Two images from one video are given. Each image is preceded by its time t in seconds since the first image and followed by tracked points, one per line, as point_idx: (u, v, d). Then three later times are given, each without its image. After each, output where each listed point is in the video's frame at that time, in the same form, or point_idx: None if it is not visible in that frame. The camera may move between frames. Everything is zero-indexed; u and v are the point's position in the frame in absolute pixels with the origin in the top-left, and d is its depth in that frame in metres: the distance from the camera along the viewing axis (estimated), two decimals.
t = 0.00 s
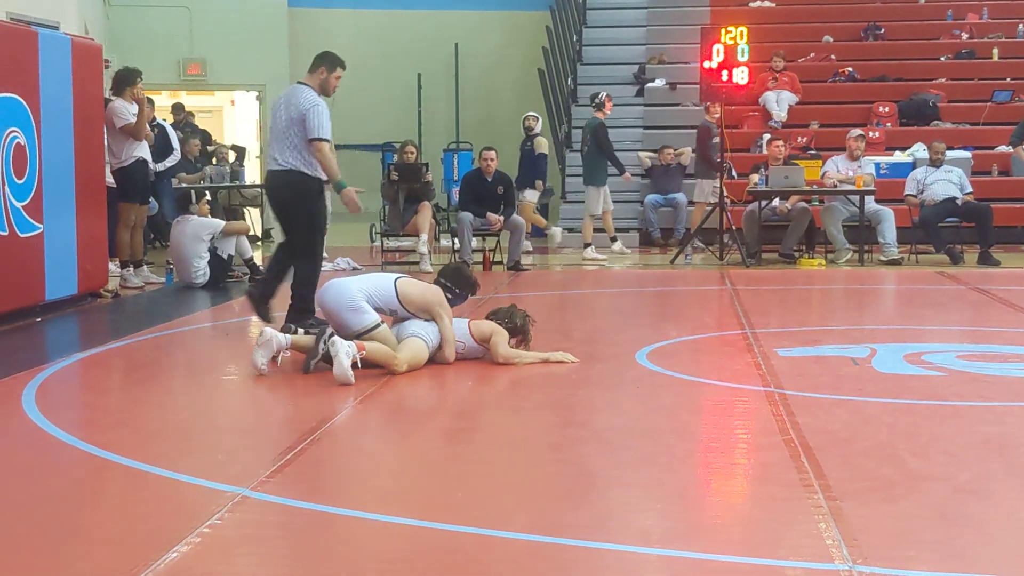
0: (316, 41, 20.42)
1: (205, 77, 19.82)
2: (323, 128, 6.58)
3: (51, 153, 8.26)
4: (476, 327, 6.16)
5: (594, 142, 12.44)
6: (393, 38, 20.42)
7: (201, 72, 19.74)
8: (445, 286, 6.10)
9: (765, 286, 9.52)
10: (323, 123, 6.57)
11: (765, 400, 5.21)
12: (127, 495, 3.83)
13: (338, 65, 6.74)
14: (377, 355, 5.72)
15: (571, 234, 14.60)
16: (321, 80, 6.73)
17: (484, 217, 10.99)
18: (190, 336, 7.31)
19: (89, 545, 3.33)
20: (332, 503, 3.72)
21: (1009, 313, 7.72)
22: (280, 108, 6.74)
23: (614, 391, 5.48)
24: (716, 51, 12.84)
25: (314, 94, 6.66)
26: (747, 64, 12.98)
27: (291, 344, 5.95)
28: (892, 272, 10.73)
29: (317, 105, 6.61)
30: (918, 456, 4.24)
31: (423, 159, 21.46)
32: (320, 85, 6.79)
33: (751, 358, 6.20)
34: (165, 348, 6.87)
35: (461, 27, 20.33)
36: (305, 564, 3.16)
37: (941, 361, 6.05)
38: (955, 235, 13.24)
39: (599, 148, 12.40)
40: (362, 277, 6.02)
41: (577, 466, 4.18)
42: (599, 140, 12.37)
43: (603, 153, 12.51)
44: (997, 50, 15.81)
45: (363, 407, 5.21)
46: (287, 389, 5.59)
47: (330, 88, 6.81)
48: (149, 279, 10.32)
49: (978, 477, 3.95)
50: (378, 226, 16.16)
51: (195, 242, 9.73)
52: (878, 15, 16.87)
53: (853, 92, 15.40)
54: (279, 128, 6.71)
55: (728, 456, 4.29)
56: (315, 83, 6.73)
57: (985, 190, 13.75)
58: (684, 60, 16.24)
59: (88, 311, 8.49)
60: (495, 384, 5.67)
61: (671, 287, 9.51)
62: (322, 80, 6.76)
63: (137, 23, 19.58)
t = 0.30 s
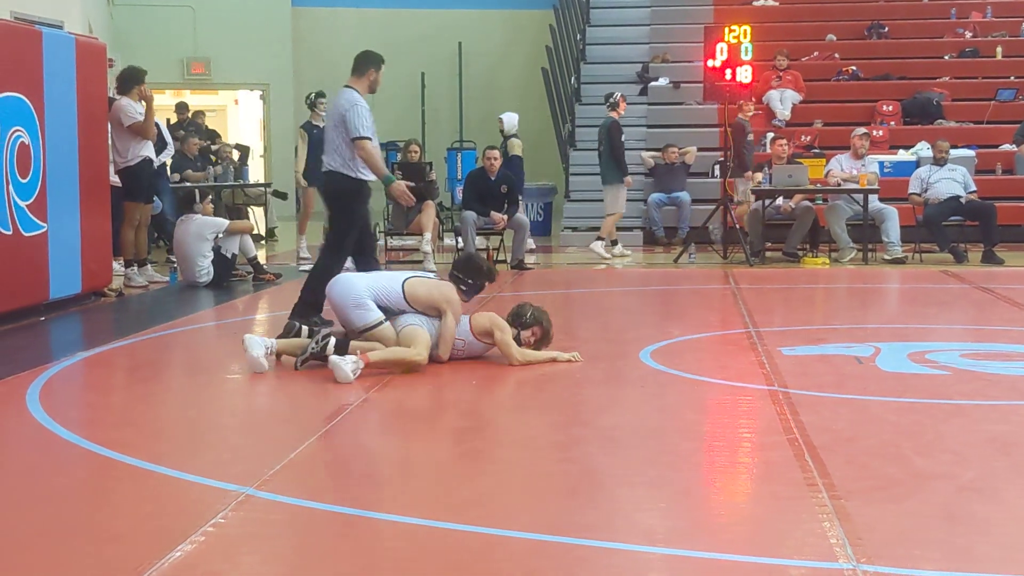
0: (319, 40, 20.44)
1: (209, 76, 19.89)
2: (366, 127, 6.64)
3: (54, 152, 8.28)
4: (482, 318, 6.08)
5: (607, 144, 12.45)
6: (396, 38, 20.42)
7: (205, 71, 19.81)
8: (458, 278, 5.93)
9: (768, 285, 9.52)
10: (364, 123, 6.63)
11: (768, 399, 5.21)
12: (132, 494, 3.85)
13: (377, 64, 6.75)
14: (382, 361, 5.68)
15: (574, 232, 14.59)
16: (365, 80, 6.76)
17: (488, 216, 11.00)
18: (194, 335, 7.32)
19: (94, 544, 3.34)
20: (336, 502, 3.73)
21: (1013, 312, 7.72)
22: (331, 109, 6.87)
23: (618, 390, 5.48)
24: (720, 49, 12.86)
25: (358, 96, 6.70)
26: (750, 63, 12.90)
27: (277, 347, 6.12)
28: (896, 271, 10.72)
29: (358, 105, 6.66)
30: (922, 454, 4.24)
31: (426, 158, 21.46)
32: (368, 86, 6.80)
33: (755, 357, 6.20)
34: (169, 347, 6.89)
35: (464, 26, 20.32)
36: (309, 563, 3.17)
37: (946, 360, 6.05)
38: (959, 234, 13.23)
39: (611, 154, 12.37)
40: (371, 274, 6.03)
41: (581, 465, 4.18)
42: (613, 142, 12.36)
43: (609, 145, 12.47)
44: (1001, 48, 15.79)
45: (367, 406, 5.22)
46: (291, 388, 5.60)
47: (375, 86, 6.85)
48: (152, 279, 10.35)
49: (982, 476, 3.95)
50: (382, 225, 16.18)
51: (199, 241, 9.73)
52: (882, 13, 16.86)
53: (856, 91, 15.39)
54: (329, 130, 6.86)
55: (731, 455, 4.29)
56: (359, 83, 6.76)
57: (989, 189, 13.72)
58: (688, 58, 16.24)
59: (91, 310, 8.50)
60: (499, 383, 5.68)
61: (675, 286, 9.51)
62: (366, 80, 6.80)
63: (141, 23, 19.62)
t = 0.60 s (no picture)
0: (322, 40, 20.47)
1: (212, 76, 19.92)
2: (398, 125, 6.68)
3: (58, 153, 8.29)
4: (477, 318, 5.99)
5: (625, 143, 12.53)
6: (398, 39, 20.45)
7: (207, 72, 19.84)
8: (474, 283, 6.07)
9: (772, 284, 9.52)
10: (397, 120, 6.67)
11: (772, 398, 5.21)
12: (136, 494, 3.85)
13: (421, 60, 6.69)
14: (415, 363, 5.82)
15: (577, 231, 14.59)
16: (411, 76, 6.75)
17: (491, 216, 11.03)
18: (199, 335, 7.34)
19: (98, 545, 3.35)
20: (340, 502, 3.74)
21: (1017, 311, 7.71)
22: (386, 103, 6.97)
23: (622, 390, 5.47)
24: (722, 49, 12.87)
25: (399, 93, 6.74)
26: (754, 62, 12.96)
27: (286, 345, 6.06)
28: (899, 270, 10.71)
29: (396, 102, 6.71)
30: (926, 453, 4.23)
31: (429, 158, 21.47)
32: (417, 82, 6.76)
33: (759, 356, 6.20)
34: (173, 347, 6.90)
35: (467, 27, 20.31)
36: (313, 563, 3.17)
37: (950, 359, 6.05)
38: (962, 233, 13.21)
39: (627, 153, 12.44)
40: (384, 267, 6.06)
41: (585, 465, 4.18)
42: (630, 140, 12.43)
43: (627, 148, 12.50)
44: (1004, 47, 15.78)
45: (370, 406, 5.22)
46: (294, 388, 5.61)
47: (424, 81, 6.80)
48: (156, 279, 10.33)
49: (986, 475, 3.95)
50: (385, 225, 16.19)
51: (203, 241, 9.73)
52: (884, 12, 16.85)
53: (859, 90, 15.37)
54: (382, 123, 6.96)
55: (736, 454, 4.29)
56: (406, 79, 6.77)
57: (992, 188, 13.71)
58: (692, 58, 16.24)
59: (95, 311, 8.52)
60: (502, 383, 5.68)
61: (678, 285, 9.52)
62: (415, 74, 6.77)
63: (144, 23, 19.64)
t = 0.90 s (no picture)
0: (324, 38, 20.48)
1: (213, 75, 19.96)
2: (445, 133, 7.25)
3: (58, 152, 8.29)
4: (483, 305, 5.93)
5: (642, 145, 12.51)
6: (399, 37, 20.43)
7: (208, 70, 19.89)
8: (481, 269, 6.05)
9: (773, 281, 9.51)
10: (442, 127, 7.23)
11: (773, 395, 5.22)
12: (137, 493, 3.86)
13: (463, 68, 7.05)
14: (410, 361, 5.83)
15: (579, 229, 14.60)
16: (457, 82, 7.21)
17: (493, 213, 11.04)
18: (201, 334, 7.35)
19: (99, 543, 3.36)
20: (341, 500, 3.75)
21: (1018, 307, 7.70)
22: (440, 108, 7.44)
23: (623, 387, 5.47)
24: (724, 45, 12.85)
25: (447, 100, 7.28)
26: (754, 58, 12.99)
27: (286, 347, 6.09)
28: (900, 266, 10.70)
29: (444, 109, 7.27)
30: (928, 450, 4.24)
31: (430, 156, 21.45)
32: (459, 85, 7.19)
33: (760, 353, 6.21)
34: (176, 345, 6.92)
35: (468, 24, 20.29)
36: (315, 560, 3.18)
37: (951, 355, 6.05)
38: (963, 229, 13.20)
39: (646, 149, 12.47)
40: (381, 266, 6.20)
41: (586, 462, 4.19)
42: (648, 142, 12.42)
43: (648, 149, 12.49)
44: (1005, 43, 15.76)
45: (372, 403, 5.23)
46: (296, 387, 5.62)
47: (471, 87, 7.27)
48: (158, 278, 10.33)
49: (988, 471, 3.95)
50: (387, 223, 16.20)
51: (204, 239, 9.79)
52: (886, 8, 16.83)
53: (860, 87, 15.35)
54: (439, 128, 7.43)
55: (737, 451, 4.29)
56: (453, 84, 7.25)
57: (994, 184, 13.70)
58: (693, 55, 16.25)
59: (97, 309, 8.52)
60: (504, 380, 5.68)
61: (681, 282, 9.52)
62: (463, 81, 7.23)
63: (144, 21, 19.69)
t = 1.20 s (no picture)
0: (327, 37, 20.50)
1: (214, 73, 19.97)
2: (492, 126, 6.93)
3: (59, 149, 8.29)
4: (510, 348, 6.03)
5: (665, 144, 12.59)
6: (401, 35, 20.43)
7: (210, 68, 19.90)
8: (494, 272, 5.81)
9: (774, 282, 9.52)
10: (489, 120, 6.92)
11: (773, 395, 5.22)
12: (137, 491, 3.86)
13: (508, 62, 6.74)
14: (410, 359, 5.88)
15: (580, 228, 14.61)
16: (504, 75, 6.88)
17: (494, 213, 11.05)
18: (201, 332, 7.35)
19: (99, 541, 3.36)
20: (341, 499, 3.75)
21: (1018, 309, 7.71)
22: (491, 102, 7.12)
23: (624, 387, 5.48)
24: (726, 46, 12.85)
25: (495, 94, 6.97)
26: (756, 59, 12.97)
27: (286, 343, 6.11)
28: (901, 268, 10.70)
29: (492, 104, 6.95)
30: (927, 451, 4.24)
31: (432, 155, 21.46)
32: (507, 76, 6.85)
33: (761, 354, 6.21)
34: (175, 343, 6.92)
35: (470, 23, 20.29)
36: (314, 559, 3.18)
37: (951, 357, 6.05)
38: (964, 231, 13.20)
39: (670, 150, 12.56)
40: (400, 267, 6.06)
41: (586, 462, 4.19)
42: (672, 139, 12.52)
43: (673, 149, 12.57)
44: (1007, 45, 15.76)
45: (372, 402, 5.23)
46: (296, 385, 5.62)
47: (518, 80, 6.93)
48: (158, 275, 10.31)
49: (987, 472, 3.95)
50: (389, 221, 16.21)
51: (205, 234, 9.78)
52: (887, 10, 16.85)
53: (862, 88, 15.35)
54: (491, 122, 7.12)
55: (737, 452, 4.30)
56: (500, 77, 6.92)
57: (995, 186, 13.69)
58: (694, 55, 16.27)
59: (97, 307, 8.52)
60: (504, 380, 5.69)
61: (681, 282, 9.53)
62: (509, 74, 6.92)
63: (146, 19, 19.71)
